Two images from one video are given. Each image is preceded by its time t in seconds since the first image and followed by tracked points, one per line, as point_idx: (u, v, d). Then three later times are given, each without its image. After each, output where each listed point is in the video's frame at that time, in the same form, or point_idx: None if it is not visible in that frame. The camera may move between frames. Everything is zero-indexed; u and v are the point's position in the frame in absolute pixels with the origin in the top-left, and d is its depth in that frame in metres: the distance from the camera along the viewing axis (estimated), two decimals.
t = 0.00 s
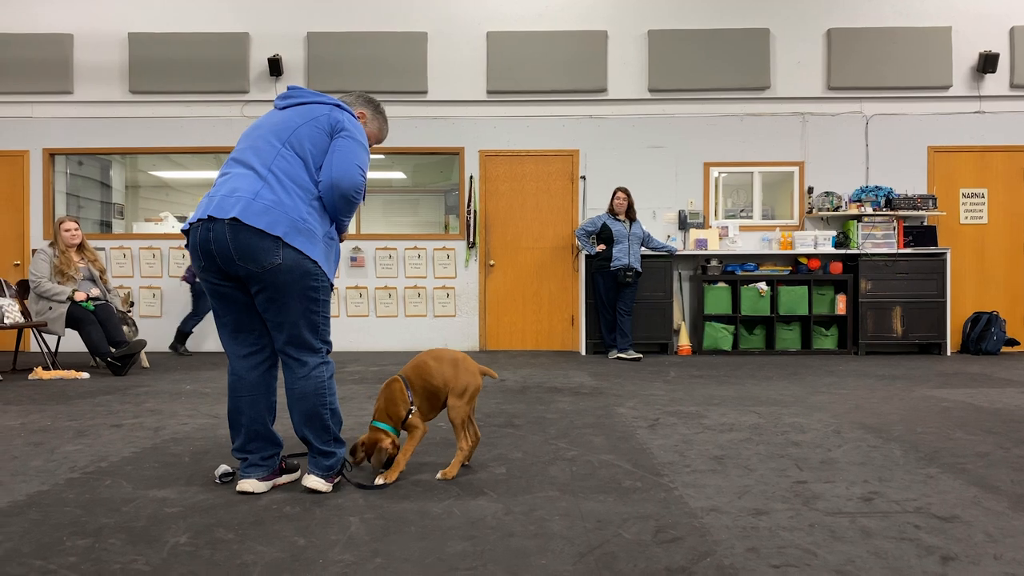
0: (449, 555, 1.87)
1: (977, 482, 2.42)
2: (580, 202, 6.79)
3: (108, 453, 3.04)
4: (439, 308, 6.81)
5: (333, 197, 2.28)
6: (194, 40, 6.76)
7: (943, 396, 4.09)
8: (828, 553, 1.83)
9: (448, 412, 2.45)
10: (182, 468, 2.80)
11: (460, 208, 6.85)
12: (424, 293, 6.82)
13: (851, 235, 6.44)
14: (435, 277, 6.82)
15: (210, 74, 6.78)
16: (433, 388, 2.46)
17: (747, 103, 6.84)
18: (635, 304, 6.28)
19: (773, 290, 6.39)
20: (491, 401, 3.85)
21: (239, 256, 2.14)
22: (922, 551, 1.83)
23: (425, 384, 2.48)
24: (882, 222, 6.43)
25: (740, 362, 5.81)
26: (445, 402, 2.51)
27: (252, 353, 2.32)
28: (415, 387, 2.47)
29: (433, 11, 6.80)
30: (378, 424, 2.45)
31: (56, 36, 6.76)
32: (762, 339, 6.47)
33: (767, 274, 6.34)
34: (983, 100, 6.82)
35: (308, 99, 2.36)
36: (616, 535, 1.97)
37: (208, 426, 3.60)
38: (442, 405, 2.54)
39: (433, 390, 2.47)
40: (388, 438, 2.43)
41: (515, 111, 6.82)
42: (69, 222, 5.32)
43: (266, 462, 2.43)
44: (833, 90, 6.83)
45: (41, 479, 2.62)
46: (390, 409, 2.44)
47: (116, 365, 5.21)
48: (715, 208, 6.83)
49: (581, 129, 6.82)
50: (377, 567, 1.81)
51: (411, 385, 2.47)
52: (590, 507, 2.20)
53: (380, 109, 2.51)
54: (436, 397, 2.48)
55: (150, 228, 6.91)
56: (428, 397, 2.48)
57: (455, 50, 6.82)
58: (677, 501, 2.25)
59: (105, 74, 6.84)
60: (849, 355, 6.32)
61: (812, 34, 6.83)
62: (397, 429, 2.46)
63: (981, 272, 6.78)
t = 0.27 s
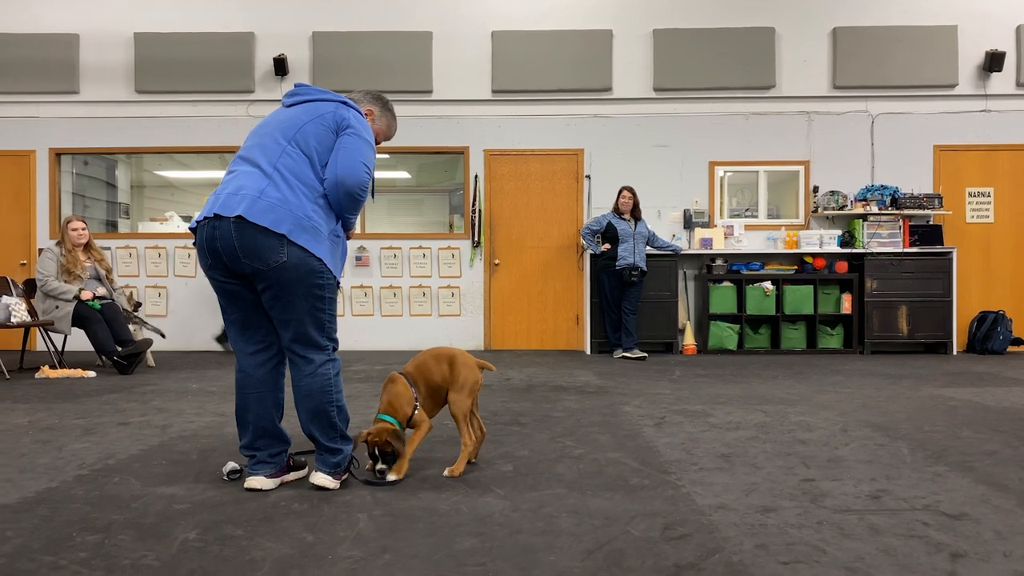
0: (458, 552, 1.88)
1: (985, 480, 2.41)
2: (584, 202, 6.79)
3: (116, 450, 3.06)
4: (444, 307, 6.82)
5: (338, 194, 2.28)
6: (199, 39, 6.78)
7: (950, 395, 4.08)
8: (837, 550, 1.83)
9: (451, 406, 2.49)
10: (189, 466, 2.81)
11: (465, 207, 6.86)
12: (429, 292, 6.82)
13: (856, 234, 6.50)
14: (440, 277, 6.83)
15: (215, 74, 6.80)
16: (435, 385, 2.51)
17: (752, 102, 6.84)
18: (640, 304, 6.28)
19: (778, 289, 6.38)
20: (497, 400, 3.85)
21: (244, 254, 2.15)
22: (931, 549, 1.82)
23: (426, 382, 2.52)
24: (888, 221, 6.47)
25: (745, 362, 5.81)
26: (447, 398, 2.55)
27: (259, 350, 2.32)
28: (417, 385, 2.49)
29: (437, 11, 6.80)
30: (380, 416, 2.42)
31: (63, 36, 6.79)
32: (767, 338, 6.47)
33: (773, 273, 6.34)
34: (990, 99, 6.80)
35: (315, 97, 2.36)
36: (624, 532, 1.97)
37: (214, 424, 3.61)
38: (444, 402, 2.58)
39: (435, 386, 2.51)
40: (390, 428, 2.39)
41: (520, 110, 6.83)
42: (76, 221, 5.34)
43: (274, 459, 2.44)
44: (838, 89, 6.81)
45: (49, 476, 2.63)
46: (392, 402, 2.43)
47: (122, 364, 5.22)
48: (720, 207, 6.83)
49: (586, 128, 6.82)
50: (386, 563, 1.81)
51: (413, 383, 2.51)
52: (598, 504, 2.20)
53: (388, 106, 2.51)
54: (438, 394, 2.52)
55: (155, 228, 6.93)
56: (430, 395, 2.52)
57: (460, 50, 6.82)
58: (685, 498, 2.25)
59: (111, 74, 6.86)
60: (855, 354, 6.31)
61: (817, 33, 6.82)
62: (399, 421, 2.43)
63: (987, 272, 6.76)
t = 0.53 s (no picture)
0: (467, 549, 1.88)
1: (993, 479, 2.41)
2: (590, 201, 6.79)
3: (124, 449, 3.07)
4: (449, 307, 6.83)
5: (345, 194, 2.28)
6: (205, 39, 6.80)
7: (957, 394, 4.07)
8: (846, 548, 1.83)
9: (460, 405, 2.53)
10: (197, 464, 2.83)
11: (470, 207, 6.86)
12: (434, 292, 6.83)
13: (862, 234, 6.45)
14: (445, 276, 6.84)
15: (221, 74, 6.82)
16: (446, 385, 2.52)
17: (757, 102, 6.83)
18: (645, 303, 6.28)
19: (784, 289, 6.37)
20: (504, 399, 3.86)
21: (252, 253, 2.16)
22: (940, 548, 1.82)
23: (436, 383, 2.50)
24: (893, 221, 6.42)
25: (751, 362, 5.80)
26: (455, 398, 2.58)
27: (268, 349, 2.33)
28: (429, 385, 2.46)
29: (442, 11, 6.81)
30: (396, 417, 2.36)
31: (69, 36, 6.82)
32: (773, 338, 6.46)
33: (778, 273, 6.33)
34: (996, 98, 6.78)
35: (322, 96, 2.37)
36: (632, 530, 1.98)
37: (222, 423, 3.62)
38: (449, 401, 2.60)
39: (446, 386, 2.52)
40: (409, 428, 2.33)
41: (525, 110, 6.83)
42: (84, 222, 5.38)
43: (282, 458, 2.45)
44: (844, 88, 6.80)
45: (58, 474, 2.65)
46: (407, 402, 2.38)
47: (128, 363, 5.24)
48: (726, 207, 6.82)
49: (591, 128, 6.82)
50: (395, 561, 1.81)
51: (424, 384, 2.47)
52: (606, 503, 2.21)
53: (395, 105, 2.51)
54: (448, 394, 2.53)
55: (161, 228, 6.95)
56: (441, 395, 2.52)
57: (465, 50, 6.83)
58: (692, 497, 2.25)
59: (118, 75, 6.89)
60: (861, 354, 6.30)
61: (823, 32, 6.81)
62: (415, 421, 2.38)
63: (994, 271, 6.74)
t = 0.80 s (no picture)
0: (473, 548, 1.89)
1: (1001, 479, 2.40)
2: (595, 201, 6.79)
3: (132, 448, 3.09)
4: (454, 306, 6.83)
5: (351, 195, 2.29)
6: (211, 39, 6.82)
7: (965, 394, 4.06)
8: (853, 548, 1.83)
9: (469, 405, 2.54)
10: (204, 463, 2.84)
11: (475, 207, 6.87)
12: (439, 292, 6.84)
13: (869, 233, 6.48)
14: (451, 276, 6.84)
15: (227, 74, 6.84)
16: (457, 384, 2.53)
17: (763, 101, 6.81)
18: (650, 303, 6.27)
19: (790, 289, 6.35)
20: (509, 399, 3.86)
21: (259, 253, 2.17)
22: (948, 548, 1.81)
23: (447, 381, 2.51)
24: (901, 220, 6.44)
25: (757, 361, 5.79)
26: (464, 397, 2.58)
27: (275, 348, 2.34)
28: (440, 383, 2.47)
29: (448, 10, 6.82)
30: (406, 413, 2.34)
31: (76, 37, 6.85)
32: (779, 338, 6.45)
33: (785, 273, 6.31)
34: (1004, 97, 6.75)
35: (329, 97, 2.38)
36: (638, 530, 1.98)
37: (228, 422, 3.63)
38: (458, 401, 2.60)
39: (456, 385, 2.52)
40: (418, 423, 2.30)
41: (530, 110, 6.83)
42: (92, 222, 5.37)
43: (289, 457, 2.45)
44: (850, 87, 6.78)
45: (67, 473, 2.66)
46: (418, 398, 2.38)
47: (135, 362, 5.26)
48: (732, 207, 6.81)
49: (596, 127, 6.82)
50: (402, 560, 1.82)
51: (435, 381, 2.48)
52: (612, 502, 2.21)
53: (402, 103, 2.52)
54: (457, 393, 2.54)
55: (168, 228, 6.98)
56: (451, 394, 2.52)
57: (471, 50, 6.84)
58: (699, 497, 2.25)
59: (125, 75, 6.92)
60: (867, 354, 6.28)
61: (829, 31, 6.79)
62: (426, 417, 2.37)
63: (1001, 271, 6.71)
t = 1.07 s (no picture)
0: (480, 547, 1.89)
1: (1011, 479, 2.39)
2: (602, 201, 6.78)
3: (139, 446, 3.11)
4: (461, 306, 6.84)
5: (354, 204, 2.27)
6: (219, 40, 6.85)
7: (973, 394, 4.03)
8: (861, 548, 1.82)
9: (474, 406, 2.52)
10: (211, 461, 2.85)
11: (481, 207, 6.87)
12: (446, 292, 6.85)
13: (876, 233, 6.38)
14: (457, 276, 6.85)
15: (234, 74, 6.87)
16: (462, 384, 2.52)
17: (770, 100, 6.79)
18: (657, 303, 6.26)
19: (797, 289, 6.33)
20: (515, 399, 3.86)
21: (259, 251, 2.18)
22: (956, 548, 1.81)
23: (452, 381, 2.51)
24: (908, 220, 6.37)
25: (764, 361, 5.77)
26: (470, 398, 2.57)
27: (278, 347, 2.35)
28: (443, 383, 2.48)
29: (455, 10, 6.83)
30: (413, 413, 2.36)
31: (85, 38, 6.89)
32: (786, 338, 6.43)
33: (792, 272, 6.29)
34: (1013, 96, 6.71)
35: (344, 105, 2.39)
36: (645, 529, 1.98)
37: (236, 421, 3.65)
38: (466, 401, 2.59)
39: (461, 385, 2.52)
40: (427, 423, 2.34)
41: (537, 109, 6.83)
42: (100, 222, 5.40)
43: (295, 455, 2.46)
44: (858, 87, 6.75)
45: (75, 472, 2.68)
46: (423, 399, 2.39)
47: (143, 362, 5.28)
48: (739, 206, 6.79)
49: (603, 127, 6.81)
50: (408, 558, 1.82)
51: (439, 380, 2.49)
52: (618, 501, 2.21)
53: (419, 116, 2.52)
54: (463, 393, 2.54)
55: (175, 227, 7.01)
56: (456, 394, 2.52)
57: (477, 50, 6.84)
58: (705, 496, 2.25)
59: (133, 76, 6.95)
60: (875, 354, 6.25)
61: (837, 30, 6.76)
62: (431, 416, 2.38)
63: (1010, 271, 6.67)
